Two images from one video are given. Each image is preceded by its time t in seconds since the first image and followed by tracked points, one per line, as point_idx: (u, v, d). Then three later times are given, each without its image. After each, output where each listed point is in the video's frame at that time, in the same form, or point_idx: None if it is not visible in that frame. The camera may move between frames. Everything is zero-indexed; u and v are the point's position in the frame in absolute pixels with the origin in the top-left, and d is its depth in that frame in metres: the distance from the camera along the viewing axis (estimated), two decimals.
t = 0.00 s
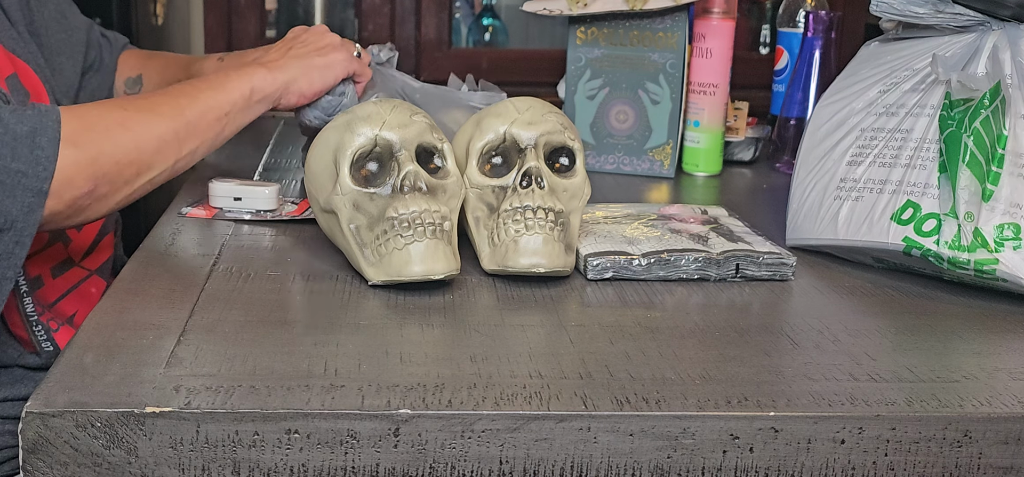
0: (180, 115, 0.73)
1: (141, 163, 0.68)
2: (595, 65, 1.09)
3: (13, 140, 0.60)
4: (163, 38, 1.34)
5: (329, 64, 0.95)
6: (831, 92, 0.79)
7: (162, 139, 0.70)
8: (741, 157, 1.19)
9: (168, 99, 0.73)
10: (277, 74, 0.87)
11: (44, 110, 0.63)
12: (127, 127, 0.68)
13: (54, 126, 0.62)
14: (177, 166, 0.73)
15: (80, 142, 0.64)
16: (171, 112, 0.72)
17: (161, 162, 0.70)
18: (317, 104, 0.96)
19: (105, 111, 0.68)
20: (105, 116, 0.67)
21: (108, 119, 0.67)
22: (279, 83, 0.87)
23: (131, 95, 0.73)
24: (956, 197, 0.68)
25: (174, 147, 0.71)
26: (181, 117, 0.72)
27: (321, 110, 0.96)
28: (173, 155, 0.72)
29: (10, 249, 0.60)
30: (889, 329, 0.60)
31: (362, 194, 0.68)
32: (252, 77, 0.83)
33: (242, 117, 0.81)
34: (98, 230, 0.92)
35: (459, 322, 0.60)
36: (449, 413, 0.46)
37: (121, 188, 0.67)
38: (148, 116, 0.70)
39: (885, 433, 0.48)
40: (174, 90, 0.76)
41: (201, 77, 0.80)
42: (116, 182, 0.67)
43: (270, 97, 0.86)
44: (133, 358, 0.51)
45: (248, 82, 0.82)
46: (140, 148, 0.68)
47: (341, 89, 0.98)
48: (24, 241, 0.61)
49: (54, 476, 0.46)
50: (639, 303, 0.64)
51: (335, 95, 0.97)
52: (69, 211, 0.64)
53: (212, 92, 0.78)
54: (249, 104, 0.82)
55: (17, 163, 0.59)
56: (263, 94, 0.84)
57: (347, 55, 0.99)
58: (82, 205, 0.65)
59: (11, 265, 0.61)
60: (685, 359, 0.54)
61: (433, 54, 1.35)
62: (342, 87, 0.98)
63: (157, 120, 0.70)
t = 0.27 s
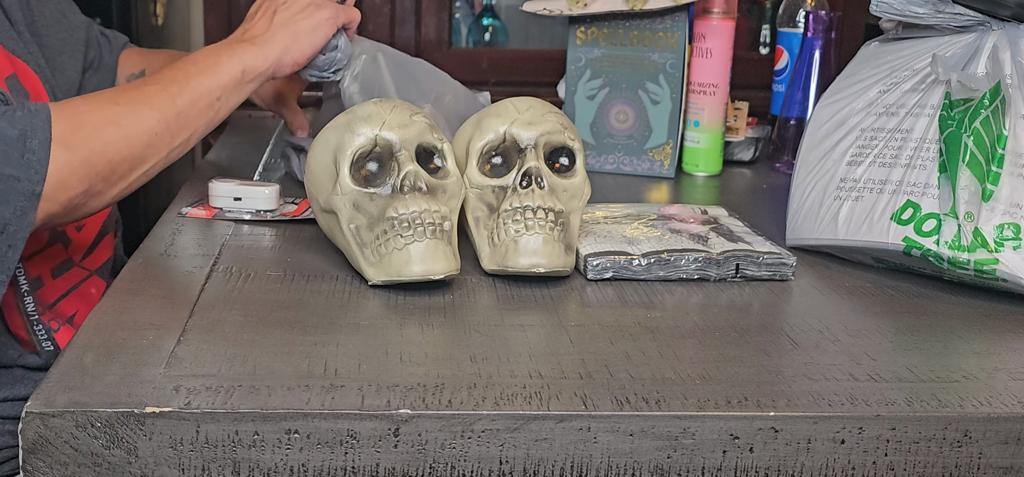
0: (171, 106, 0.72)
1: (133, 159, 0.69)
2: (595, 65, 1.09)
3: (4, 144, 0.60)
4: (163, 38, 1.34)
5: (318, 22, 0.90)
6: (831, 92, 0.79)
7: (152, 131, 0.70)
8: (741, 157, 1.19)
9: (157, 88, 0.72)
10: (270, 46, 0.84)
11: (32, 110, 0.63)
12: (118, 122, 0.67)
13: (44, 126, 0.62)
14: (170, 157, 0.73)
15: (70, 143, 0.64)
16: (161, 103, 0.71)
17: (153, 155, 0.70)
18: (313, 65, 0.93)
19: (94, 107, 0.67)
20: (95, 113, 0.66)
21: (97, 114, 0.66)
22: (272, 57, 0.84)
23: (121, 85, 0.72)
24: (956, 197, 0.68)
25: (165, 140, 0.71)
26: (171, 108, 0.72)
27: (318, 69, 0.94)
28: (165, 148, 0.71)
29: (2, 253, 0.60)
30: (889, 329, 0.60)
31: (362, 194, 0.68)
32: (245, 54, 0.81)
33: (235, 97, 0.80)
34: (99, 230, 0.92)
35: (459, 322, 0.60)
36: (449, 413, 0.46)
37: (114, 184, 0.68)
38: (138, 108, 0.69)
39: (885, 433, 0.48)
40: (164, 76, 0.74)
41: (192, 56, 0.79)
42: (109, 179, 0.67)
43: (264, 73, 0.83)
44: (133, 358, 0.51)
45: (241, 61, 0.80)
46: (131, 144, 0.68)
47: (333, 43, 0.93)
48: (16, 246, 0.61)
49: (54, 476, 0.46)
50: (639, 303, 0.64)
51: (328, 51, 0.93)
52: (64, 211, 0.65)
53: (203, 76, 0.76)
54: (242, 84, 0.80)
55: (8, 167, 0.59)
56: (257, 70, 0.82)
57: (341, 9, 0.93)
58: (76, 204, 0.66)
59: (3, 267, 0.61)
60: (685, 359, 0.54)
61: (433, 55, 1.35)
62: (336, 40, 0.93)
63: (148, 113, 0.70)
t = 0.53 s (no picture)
0: (160, 74, 0.72)
1: (129, 128, 0.68)
2: (595, 65, 1.09)
3: None
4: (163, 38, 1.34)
5: None
6: (831, 92, 0.79)
7: (145, 100, 0.70)
8: (741, 157, 1.19)
9: (145, 57, 0.72)
10: (254, 15, 0.84)
11: (25, 84, 0.63)
12: (110, 92, 0.67)
13: (38, 98, 0.62)
14: (165, 125, 0.73)
15: (65, 113, 0.64)
16: (150, 72, 0.71)
17: (148, 123, 0.70)
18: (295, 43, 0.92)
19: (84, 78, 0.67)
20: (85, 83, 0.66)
21: (88, 84, 0.67)
22: (257, 26, 0.84)
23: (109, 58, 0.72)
24: (956, 197, 0.68)
25: (158, 108, 0.71)
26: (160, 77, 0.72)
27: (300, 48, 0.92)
28: (159, 115, 0.71)
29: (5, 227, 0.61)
30: (889, 329, 0.60)
31: (362, 194, 0.68)
32: (229, 22, 0.81)
33: (224, 66, 0.80)
34: (96, 230, 0.93)
35: (459, 322, 0.60)
36: (449, 413, 0.46)
37: (113, 154, 0.68)
38: (128, 78, 0.69)
39: (885, 433, 0.48)
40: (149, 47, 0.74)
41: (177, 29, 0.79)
42: (107, 149, 0.67)
43: (251, 42, 0.83)
44: (133, 358, 0.51)
45: (225, 30, 0.80)
46: (126, 112, 0.68)
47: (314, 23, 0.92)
48: (17, 219, 0.61)
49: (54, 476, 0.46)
50: (639, 303, 0.64)
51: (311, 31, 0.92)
52: (66, 184, 0.65)
53: (189, 46, 0.76)
54: (229, 52, 0.80)
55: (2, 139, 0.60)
56: (242, 40, 0.82)
57: None
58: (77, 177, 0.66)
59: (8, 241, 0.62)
60: (685, 359, 0.54)
61: (433, 55, 1.35)
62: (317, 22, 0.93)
63: (138, 81, 0.70)
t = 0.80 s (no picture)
0: (165, 76, 0.70)
1: (130, 133, 0.68)
2: (595, 66, 1.09)
3: None
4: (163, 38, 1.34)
5: None
6: (831, 92, 0.79)
7: (147, 104, 0.68)
8: (741, 157, 1.18)
9: (151, 55, 0.70)
10: None
11: (21, 89, 0.64)
12: (110, 97, 0.66)
13: (33, 104, 0.62)
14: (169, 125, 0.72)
15: (62, 122, 0.63)
16: (155, 73, 0.69)
17: (150, 127, 0.69)
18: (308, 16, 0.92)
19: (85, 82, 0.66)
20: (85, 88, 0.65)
21: (87, 89, 0.65)
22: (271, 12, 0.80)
23: (112, 54, 0.70)
24: (956, 197, 0.68)
25: (161, 110, 0.70)
26: (165, 79, 0.70)
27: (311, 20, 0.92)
28: (163, 119, 0.70)
29: None
30: (889, 329, 0.60)
31: (362, 194, 0.68)
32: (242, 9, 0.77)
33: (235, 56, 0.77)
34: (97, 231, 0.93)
35: (459, 322, 0.60)
36: (450, 414, 0.46)
37: (114, 159, 0.68)
38: (131, 80, 0.68)
39: (885, 433, 0.48)
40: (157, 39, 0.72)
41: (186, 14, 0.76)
42: (108, 155, 0.67)
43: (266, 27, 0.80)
44: (132, 358, 0.51)
45: (238, 18, 0.77)
46: (126, 119, 0.67)
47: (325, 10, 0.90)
48: (12, 227, 0.62)
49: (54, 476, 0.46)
50: (639, 303, 0.64)
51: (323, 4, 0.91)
52: (65, 189, 0.65)
53: (198, 38, 0.74)
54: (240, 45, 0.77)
55: None
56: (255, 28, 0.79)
57: None
58: (77, 183, 0.66)
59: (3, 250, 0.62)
60: (685, 359, 0.54)
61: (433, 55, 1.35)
62: None
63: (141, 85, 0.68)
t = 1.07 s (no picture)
0: (173, 105, 0.72)
1: (133, 160, 0.69)
2: (595, 65, 1.09)
3: None
4: (163, 37, 1.34)
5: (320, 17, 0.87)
6: (831, 92, 0.79)
7: (155, 133, 0.70)
8: (741, 157, 1.18)
9: (165, 83, 0.72)
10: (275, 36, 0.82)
11: (26, 106, 0.64)
12: (121, 123, 0.68)
13: (37, 123, 0.63)
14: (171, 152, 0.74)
15: (69, 145, 0.65)
16: (164, 102, 0.71)
17: (154, 154, 0.71)
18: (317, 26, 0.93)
19: (96, 104, 0.67)
20: (95, 112, 0.66)
21: (97, 112, 0.66)
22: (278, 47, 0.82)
23: (122, 75, 0.71)
24: (956, 197, 0.68)
25: (166, 139, 0.72)
26: (174, 108, 0.72)
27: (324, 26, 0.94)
28: (166, 146, 0.72)
29: None
30: (889, 329, 0.60)
31: (362, 194, 0.68)
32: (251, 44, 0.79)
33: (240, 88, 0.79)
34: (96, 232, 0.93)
35: (459, 322, 0.60)
36: (450, 413, 0.46)
37: (115, 182, 0.69)
38: (143, 109, 0.69)
39: (885, 433, 0.48)
40: (167, 66, 0.73)
41: (195, 40, 0.77)
42: (110, 178, 0.68)
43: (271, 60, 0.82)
44: (132, 358, 0.51)
45: (245, 52, 0.79)
46: (133, 147, 0.68)
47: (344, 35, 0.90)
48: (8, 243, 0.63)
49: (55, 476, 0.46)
50: (639, 304, 0.64)
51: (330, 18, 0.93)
52: (63, 208, 0.67)
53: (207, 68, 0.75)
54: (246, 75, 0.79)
55: None
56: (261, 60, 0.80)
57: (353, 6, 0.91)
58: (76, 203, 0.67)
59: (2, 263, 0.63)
60: (685, 359, 0.54)
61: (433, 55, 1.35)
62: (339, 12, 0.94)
63: (150, 114, 0.70)
